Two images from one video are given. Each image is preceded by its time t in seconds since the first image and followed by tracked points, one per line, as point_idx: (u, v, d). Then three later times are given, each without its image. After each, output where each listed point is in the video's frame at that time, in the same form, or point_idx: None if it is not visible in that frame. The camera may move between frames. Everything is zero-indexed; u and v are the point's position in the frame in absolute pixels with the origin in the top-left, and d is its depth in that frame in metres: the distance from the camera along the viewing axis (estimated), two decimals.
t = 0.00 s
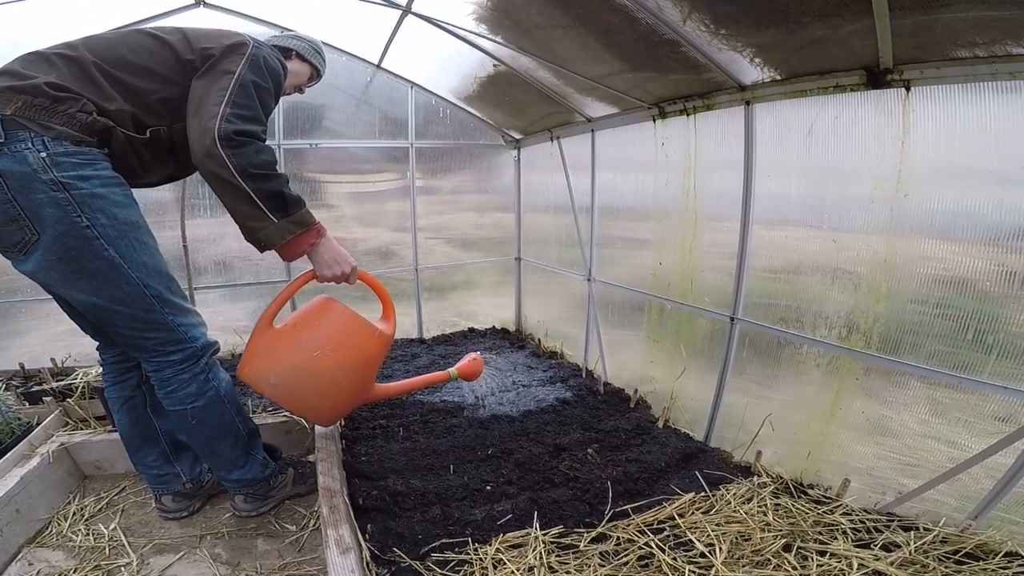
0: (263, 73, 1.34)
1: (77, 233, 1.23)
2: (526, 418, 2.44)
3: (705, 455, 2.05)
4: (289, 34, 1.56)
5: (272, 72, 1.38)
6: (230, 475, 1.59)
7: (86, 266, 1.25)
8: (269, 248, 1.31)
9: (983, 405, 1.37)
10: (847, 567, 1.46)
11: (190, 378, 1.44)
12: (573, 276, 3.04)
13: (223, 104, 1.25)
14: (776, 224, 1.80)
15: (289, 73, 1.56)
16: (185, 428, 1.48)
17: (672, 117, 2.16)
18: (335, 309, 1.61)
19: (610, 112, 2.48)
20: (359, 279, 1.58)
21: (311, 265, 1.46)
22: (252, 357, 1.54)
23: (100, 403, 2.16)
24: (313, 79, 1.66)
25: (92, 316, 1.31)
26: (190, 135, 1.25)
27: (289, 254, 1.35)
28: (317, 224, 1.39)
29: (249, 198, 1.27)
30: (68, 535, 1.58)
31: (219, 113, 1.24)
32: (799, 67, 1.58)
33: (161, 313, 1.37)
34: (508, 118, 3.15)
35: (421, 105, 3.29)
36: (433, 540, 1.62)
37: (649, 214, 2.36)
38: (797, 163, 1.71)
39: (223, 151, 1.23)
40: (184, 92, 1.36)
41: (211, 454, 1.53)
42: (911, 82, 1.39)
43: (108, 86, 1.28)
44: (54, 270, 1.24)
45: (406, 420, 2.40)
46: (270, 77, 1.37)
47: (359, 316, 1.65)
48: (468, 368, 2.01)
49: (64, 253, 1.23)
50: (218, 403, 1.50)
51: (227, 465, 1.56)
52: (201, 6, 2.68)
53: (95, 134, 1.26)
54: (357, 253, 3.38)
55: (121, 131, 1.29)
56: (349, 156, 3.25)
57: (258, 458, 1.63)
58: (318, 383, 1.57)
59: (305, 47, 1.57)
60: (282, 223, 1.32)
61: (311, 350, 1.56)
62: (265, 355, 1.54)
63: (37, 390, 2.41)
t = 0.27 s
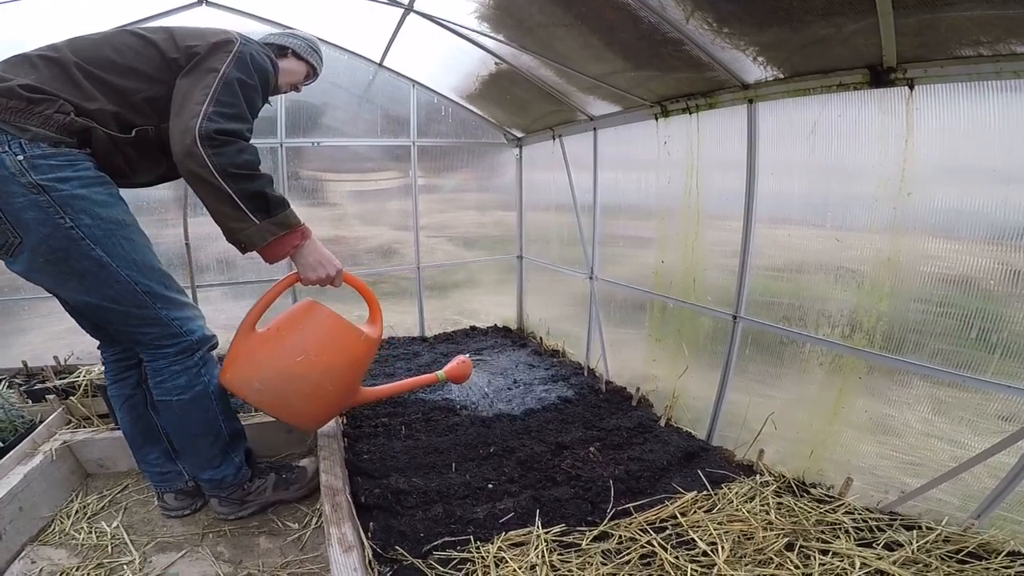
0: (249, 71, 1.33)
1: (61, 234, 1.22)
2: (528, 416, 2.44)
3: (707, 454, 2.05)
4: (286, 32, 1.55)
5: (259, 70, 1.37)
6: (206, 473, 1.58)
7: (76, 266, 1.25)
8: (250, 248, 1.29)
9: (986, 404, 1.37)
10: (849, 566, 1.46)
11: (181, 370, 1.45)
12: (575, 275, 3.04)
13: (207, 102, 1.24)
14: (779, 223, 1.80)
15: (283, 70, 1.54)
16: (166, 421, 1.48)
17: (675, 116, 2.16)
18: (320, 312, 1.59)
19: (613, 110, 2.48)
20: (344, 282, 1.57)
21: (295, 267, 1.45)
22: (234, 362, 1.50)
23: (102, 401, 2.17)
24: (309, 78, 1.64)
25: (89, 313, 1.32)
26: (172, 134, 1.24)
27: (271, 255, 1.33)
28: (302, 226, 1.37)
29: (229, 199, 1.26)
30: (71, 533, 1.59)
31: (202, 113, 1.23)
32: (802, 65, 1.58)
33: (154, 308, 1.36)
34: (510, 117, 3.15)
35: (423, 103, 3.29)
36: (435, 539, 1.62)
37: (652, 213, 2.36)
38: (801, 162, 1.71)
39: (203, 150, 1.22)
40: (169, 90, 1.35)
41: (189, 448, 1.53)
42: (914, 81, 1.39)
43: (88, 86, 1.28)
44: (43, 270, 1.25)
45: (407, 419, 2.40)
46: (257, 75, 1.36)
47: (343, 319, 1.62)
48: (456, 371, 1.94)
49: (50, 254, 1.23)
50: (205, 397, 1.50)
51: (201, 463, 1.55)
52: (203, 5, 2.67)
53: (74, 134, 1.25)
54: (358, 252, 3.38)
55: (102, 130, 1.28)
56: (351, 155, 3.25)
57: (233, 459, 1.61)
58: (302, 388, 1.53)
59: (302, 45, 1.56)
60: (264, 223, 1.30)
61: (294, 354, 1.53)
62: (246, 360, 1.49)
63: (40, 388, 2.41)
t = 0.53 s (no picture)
0: (246, 69, 1.29)
1: (21, 237, 1.21)
2: (530, 415, 2.45)
3: (710, 452, 2.05)
4: (292, 31, 1.52)
5: (259, 67, 1.33)
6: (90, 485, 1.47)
7: (30, 269, 1.24)
8: (230, 253, 1.25)
9: (990, 403, 1.37)
10: (853, 564, 1.46)
11: (107, 390, 1.38)
12: (577, 274, 3.04)
13: (198, 102, 1.20)
14: (782, 222, 1.80)
15: (286, 69, 1.50)
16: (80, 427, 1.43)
17: (678, 114, 2.16)
18: (308, 317, 1.56)
19: (615, 109, 2.48)
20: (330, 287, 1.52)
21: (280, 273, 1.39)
22: (217, 369, 1.48)
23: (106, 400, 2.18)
24: (314, 78, 1.60)
25: (44, 317, 1.31)
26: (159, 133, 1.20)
27: (254, 259, 1.29)
28: (287, 230, 1.33)
29: (210, 201, 1.22)
30: (75, 531, 1.59)
31: (193, 112, 1.19)
32: (805, 64, 1.58)
33: (101, 323, 1.31)
34: (512, 116, 3.15)
35: (425, 102, 3.29)
36: (438, 537, 1.63)
37: (654, 211, 2.35)
38: (804, 160, 1.71)
39: (188, 151, 1.18)
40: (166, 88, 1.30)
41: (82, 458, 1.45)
42: (919, 80, 1.38)
43: (82, 85, 1.25)
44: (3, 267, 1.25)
45: (410, 417, 2.40)
46: (253, 74, 1.31)
47: (330, 325, 1.58)
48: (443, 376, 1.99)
49: (9, 254, 1.22)
50: (114, 422, 1.40)
51: (88, 476, 1.45)
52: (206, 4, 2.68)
53: (61, 135, 1.24)
54: (361, 250, 3.39)
55: (92, 130, 1.26)
56: (353, 154, 3.25)
57: (126, 482, 1.49)
58: (286, 395, 1.50)
59: (307, 45, 1.52)
60: (246, 227, 1.25)
61: (279, 360, 1.50)
62: (230, 368, 1.48)
63: (44, 386, 2.42)
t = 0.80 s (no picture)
0: (242, 66, 1.26)
1: None
2: (534, 413, 2.45)
3: (713, 451, 2.05)
4: (298, 28, 1.51)
5: (259, 62, 1.30)
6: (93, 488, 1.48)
7: (7, 261, 1.19)
8: (210, 254, 1.20)
9: (995, 403, 1.37)
10: (856, 564, 1.46)
11: (89, 395, 1.35)
12: (581, 272, 3.04)
13: (186, 100, 1.16)
14: (787, 221, 1.80)
15: (290, 66, 1.49)
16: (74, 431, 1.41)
17: (682, 113, 2.15)
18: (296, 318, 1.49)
19: (619, 108, 2.48)
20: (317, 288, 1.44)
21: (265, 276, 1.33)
22: (201, 374, 1.41)
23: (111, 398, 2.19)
24: (317, 77, 1.59)
25: (20, 312, 1.26)
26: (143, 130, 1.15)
27: (236, 262, 1.24)
28: (272, 232, 1.28)
29: (191, 201, 1.17)
30: (80, 528, 1.60)
31: (179, 110, 1.15)
32: (810, 63, 1.57)
33: (81, 324, 1.27)
34: (516, 114, 3.15)
35: (429, 101, 3.29)
36: (441, 535, 1.63)
37: (658, 210, 2.35)
38: (809, 160, 1.71)
39: (170, 150, 1.13)
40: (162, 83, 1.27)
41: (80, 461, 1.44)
42: (925, 79, 1.38)
43: (76, 78, 1.22)
44: None
45: (414, 415, 2.40)
46: (251, 71, 1.28)
47: (318, 327, 1.51)
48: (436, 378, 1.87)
49: None
50: (104, 426, 1.38)
51: (90, 478, 1.44)
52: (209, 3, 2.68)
53: (52, 128, 1.20)
54: (364, 249, 3.39)
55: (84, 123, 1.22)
56: (357, 152, 3.25)
57: (126, 484, 1.48)
58: (275, 401, 1.44)
59: (313, 43, 1.52)
60: (228, 229, 1.21)
61: (266, 365, 1.43)
62: (214, 374, 1.41)
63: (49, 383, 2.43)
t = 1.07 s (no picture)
0: (240, 62, 1.22)
1: None
2: (537, 411, 2.45)
3: (716, 450, 2.05)
4: (299, 27, 1.47)
5: (257, 57, 1.26)
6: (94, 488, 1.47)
7: None
8: (200, 254, 1.18)
9: (999, 402, 1.37)
10: (859, 563, 1.46)
11: (78, 399, 1.31)
12: (584, 271, 3.04)
13: (182, 96, 1.13)
14: (791, 220, 1.80)
15: (289, 65, 1.44)
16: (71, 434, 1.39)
17: (686, 112, 2.15)
18: (286, 319, 1.50)
19: (623, 106, 2.48)
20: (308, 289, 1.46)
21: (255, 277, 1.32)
22: (191, 376, 1.41)
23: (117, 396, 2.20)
24: (317, 77, 1.54)
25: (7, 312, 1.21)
26: (137, 125, 1.13)
27: (226, 261, 1.22)
28: (263, 232, 1.26)
29: (182, 200, 1.15)
30: (85, 525, 1.60)
31: (175, 106, 1.12)
32: (815, 62, 1.57)
33: (68, 327, 1.23)
34: (520, 113, 3.15)
35: (433, 99, 3.29)
36: (444, 533, 1.63)
37: (662, 209, 2.35)
38: (814, 159, 1.70)
39: (163, 147, 1.11)
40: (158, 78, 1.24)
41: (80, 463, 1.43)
42: (931, 78, 1.38)
43: (71, 72, 1.19)
44: None
45: (417, 414, 2.41)
46: (248, 67, 1.25)
47: (309, 327, 1.52)
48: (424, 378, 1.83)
49: None
50: (97, 429, 1.35)
51: (91, 480, 1.43)
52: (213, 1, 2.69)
53: (44, 123, 1.17)
54: (368, 247, 3.39)
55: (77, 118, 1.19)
56: (361, 150, 3.25)
57: (129, 484, 1.48)
58: (267, 402, 1.44)
59: (314, 42, 1.47)
60: (218, 228, 1.18)
61: (258, 366, 1.44)
62: (205, 375, 1.40)
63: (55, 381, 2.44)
